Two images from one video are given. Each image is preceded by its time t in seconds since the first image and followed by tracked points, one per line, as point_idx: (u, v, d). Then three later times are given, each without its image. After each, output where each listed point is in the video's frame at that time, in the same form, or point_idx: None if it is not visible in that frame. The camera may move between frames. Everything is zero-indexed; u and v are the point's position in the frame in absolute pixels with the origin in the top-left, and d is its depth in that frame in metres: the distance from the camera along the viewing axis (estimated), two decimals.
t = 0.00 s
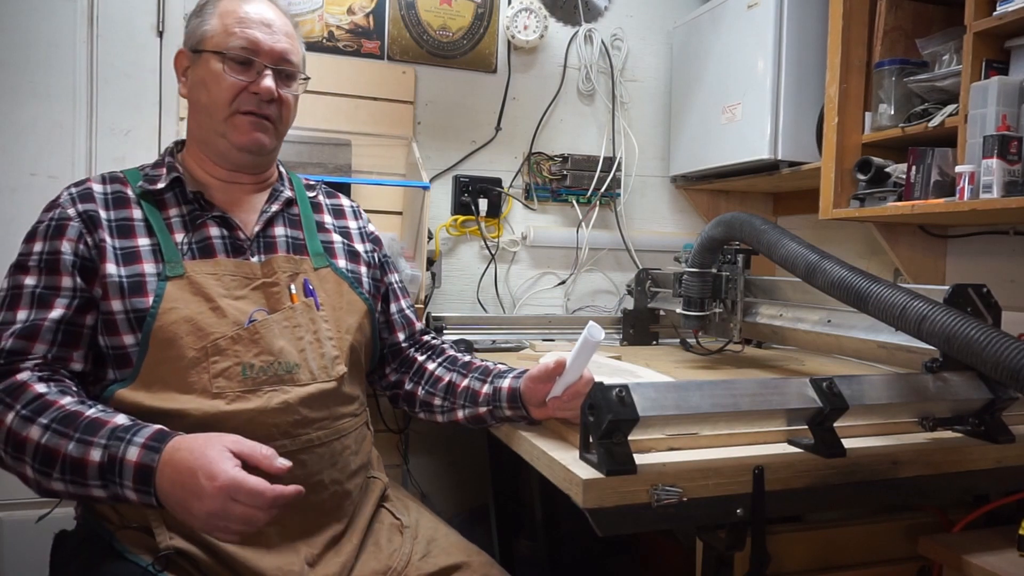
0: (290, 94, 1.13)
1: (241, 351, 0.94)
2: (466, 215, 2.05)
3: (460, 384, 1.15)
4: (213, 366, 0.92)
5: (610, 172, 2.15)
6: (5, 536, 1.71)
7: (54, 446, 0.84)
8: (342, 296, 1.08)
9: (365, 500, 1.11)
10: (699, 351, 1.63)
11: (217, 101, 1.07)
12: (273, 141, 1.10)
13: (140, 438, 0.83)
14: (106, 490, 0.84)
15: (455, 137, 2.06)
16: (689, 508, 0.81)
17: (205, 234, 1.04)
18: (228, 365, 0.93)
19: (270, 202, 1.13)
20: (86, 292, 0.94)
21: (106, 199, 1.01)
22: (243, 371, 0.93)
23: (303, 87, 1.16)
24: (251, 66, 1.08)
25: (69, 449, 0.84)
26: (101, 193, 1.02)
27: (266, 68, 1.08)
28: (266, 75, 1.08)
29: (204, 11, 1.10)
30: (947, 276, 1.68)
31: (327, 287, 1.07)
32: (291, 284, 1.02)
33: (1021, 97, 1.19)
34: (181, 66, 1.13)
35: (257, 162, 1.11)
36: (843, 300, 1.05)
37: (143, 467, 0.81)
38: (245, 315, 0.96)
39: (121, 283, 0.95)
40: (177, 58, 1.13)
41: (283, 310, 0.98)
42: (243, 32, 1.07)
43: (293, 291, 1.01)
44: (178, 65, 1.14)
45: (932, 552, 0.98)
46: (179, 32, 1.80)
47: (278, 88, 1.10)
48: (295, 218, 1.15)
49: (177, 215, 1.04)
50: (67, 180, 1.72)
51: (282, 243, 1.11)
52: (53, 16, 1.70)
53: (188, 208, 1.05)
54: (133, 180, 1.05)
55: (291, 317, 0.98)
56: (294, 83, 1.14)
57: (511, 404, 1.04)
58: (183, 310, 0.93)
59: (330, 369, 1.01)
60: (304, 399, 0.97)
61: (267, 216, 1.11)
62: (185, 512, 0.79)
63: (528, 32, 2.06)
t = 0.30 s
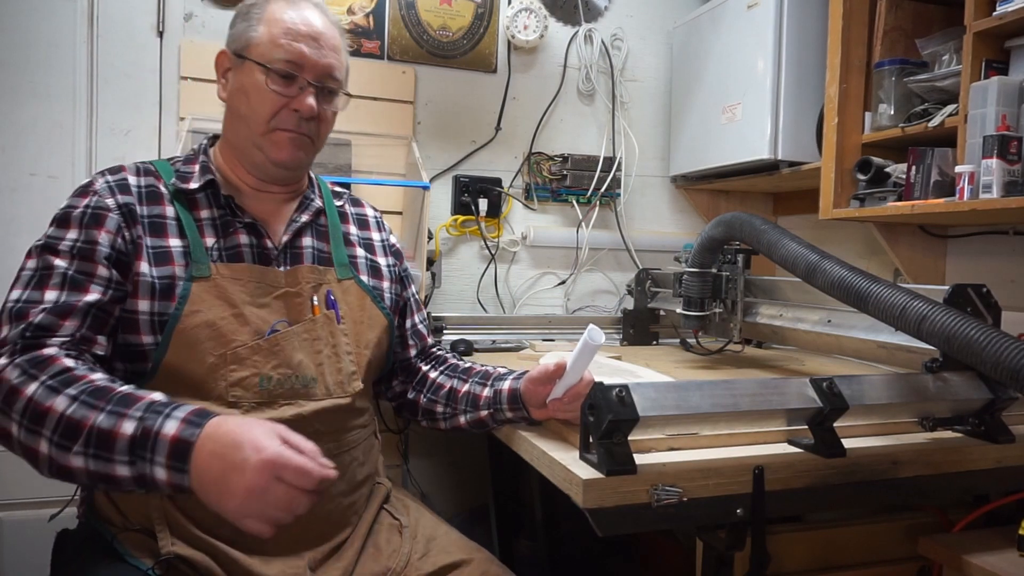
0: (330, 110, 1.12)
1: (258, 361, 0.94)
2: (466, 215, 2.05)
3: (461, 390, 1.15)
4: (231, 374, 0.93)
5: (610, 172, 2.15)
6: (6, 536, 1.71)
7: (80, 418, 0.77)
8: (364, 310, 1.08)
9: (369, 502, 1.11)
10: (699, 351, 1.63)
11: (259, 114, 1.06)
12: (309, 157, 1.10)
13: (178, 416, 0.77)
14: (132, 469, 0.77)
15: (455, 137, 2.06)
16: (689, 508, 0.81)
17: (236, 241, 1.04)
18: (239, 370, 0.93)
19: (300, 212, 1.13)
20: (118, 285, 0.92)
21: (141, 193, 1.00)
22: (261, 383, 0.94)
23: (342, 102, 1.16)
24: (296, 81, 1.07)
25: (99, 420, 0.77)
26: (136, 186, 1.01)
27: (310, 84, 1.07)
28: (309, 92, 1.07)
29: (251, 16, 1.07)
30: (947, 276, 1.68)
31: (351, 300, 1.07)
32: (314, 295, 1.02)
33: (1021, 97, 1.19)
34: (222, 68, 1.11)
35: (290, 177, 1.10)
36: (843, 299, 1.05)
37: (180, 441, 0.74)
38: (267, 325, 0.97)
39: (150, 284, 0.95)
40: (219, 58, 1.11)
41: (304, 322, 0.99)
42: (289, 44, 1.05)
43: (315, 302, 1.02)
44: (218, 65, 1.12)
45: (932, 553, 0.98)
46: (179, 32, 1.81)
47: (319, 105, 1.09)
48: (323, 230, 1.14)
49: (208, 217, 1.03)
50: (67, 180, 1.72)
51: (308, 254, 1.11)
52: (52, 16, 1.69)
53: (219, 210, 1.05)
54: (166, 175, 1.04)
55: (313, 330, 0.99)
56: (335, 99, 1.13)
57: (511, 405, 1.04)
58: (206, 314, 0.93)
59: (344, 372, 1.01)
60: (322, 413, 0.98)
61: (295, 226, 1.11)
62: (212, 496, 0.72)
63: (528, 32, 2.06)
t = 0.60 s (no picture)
0: (383, 166, 1.01)
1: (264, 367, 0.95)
2: (466, 215, 2.05)
3: (462, 391, 1.16)
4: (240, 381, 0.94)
5: (610, 172, 2.15)
6: (6, 537, 1.71)
7: (195, 388, 0.71)
8: (382, 328, 1.09)
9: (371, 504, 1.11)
10: (699, 351, 1.63)
11: (301, 168, 0.97)
12: (349, 210, 1.03)
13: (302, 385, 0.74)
14: (254, 439, 0.70)
15: (455, 137, 2.06)
16: (690, 507, 0.81)
17: (271, 263, 1.02)
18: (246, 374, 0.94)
19: (333, 232, 1.11)
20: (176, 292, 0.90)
21: (187, 198, 0.96)
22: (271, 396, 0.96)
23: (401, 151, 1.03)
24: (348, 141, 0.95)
25: (218, 388, 0.71)
26: (183, 190, 0.97)
27: (363, 148, 0.95)
28: (359, 156, 0.95)
29: (312, 55, 0.93)
30: (947, 276, 1.68)
31: (371, 318, 1.08)
32: (332, 309, 1.03)
33: (1021, 97, 1.19)
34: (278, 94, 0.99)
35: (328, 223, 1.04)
36: (843, 300, 1.05)
37: (316, 401, 0.70)
38: (284, 338, 0.98)
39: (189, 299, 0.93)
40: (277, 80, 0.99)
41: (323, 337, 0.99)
42: (345, 107, 0.91)
43: (333, 316, 1.03)
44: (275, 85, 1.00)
45: (931, 553, 0.98)
46: (179, 32, 1.81)
47: (370, 166, 0.98)
48: (350, 248, 1.14)
49: (247, 232, 1.00)
50: (67, 180, 1.72)
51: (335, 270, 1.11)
52: (52, 16, 1.69)
53: (259, 226, 1.02)
54: (207, 181, 1.00)
55: (328, 345, 0.98)
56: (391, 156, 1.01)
57: (511, 407, 1.05)
58: (227, 320, 0.93)
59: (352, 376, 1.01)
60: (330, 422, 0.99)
61: (326, 247, 1.10)
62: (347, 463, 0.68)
63: (528, 32, 2.06)
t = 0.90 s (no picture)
0: (413, 218, 0.96)
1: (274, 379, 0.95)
2: (466, 215, 2.05)
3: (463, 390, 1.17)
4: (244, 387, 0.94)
5: (610, 172, 2.15)
6: (6, 537, 1.71)
7: (290, 406, 0.72)
8: (402, 346, 1.07)
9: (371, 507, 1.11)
10: (699, 351, 1.63)
11: (326, 218, 0.92)
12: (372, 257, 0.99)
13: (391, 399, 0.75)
14: (354, 453, 0.71)
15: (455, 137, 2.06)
16: (690, 508, 0.81)
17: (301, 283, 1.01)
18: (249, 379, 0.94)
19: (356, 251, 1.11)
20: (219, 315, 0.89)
21: (218, 216, 0.93)
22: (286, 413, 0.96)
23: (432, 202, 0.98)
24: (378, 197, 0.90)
25: (313, 404, 0.72)
26: (216, 208, 0.94)
27: (392, 207, 0.91)
28: (388, 215, 0.91)
29: (348, 102, 0.87)
30: (947, 277, 1.68)
31: (391, 336, 1.06)
32: (351, 324, 1.02)
33: (1021, 97, 1.19)
34: (306, 130, 0.93)
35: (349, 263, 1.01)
36: (843, 300, 1.05)
37: (414, 411, 0.73)
38: (301, 354, 0.98)
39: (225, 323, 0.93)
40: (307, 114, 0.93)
41: (340, 353, 0.98)
42: (377, 168, 0.86)
43: (352, 332, 1.02)
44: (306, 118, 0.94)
45: (931, 553, 0.98)
46: (179, 32, 1.81)
47: (397, 222, 0.94)
48: (371, 263, 1.13)
49: (275, 252, 0.99)
50: (67, 181, 1.72)
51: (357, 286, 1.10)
52: (52, 17, 1.70)
53: (286, 247, 1.00)
54: (234, 199, 0.97)
55: (345, 361, 0.98)
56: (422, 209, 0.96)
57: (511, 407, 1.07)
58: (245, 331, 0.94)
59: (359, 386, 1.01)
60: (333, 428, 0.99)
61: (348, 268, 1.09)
62: (453, 463, 0.72)
63: (528, 32, 2.06)
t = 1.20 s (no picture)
0: (417, 245, 0.96)
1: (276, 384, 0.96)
2: (466, 215, 2.05)
3: (463, 390, 1.17)
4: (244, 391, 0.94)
5: (610, 172, 2.15)
6: (6, 537, 1.71)
7: (242, 413, 0.71)
8: (402, 351, 1.07)
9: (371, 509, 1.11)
10: (699, 351, 1.63)
11: (329, 239, 0.93)
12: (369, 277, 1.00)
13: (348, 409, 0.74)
14: (304, 464, 0.70)
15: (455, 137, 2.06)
16: (689, 508, 0.81)
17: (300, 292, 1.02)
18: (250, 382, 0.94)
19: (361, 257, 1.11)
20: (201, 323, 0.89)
21: (215, 223, 0.94)
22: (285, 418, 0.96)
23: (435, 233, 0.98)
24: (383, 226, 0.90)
25: (265, 412, 0.71)
26: (212, 215, 0.94)
27: (393, 238, 0.91)
28: (388, 245, 0.91)
29: (361, 130, 0.87)
30: (947, 277, 1.68)
31: (391, 335, 1.06)
32: (352, 327, 1.02)
33: (1021, 97, 1.19)
34: (317, 148, 0.93)
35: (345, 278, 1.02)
36: (843, 300, 1.05)
37: (370, 423, 0.71)
38: (300, 359, 0.98)
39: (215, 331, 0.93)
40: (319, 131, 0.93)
41: (339, 358, 0.97)
42: (381, 201, 0.86)
43: (353, 335, 1.02)
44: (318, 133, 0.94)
45: (931, 553, 0.98)
46: (179, 32, 1.81)
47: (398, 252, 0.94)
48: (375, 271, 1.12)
49: (274, 260, 0.99)
50: (67, 181, 1.72)
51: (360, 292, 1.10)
52: (52, 17, 1.70)
53: (286, 256, 1.00)
54: (234, 206, 0.97)
55: (345, 365, 0.98)
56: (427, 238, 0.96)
57: (511, 406, 1.06)
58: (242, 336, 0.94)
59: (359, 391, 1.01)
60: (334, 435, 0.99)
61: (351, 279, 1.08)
62: (408, 478, 0.69)
63: (528, 32, 2.06)
